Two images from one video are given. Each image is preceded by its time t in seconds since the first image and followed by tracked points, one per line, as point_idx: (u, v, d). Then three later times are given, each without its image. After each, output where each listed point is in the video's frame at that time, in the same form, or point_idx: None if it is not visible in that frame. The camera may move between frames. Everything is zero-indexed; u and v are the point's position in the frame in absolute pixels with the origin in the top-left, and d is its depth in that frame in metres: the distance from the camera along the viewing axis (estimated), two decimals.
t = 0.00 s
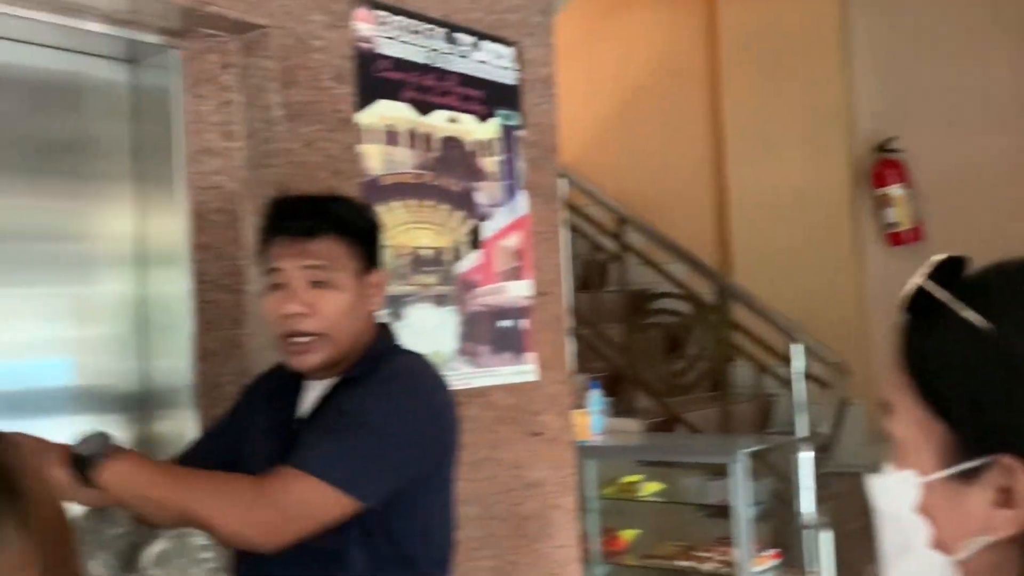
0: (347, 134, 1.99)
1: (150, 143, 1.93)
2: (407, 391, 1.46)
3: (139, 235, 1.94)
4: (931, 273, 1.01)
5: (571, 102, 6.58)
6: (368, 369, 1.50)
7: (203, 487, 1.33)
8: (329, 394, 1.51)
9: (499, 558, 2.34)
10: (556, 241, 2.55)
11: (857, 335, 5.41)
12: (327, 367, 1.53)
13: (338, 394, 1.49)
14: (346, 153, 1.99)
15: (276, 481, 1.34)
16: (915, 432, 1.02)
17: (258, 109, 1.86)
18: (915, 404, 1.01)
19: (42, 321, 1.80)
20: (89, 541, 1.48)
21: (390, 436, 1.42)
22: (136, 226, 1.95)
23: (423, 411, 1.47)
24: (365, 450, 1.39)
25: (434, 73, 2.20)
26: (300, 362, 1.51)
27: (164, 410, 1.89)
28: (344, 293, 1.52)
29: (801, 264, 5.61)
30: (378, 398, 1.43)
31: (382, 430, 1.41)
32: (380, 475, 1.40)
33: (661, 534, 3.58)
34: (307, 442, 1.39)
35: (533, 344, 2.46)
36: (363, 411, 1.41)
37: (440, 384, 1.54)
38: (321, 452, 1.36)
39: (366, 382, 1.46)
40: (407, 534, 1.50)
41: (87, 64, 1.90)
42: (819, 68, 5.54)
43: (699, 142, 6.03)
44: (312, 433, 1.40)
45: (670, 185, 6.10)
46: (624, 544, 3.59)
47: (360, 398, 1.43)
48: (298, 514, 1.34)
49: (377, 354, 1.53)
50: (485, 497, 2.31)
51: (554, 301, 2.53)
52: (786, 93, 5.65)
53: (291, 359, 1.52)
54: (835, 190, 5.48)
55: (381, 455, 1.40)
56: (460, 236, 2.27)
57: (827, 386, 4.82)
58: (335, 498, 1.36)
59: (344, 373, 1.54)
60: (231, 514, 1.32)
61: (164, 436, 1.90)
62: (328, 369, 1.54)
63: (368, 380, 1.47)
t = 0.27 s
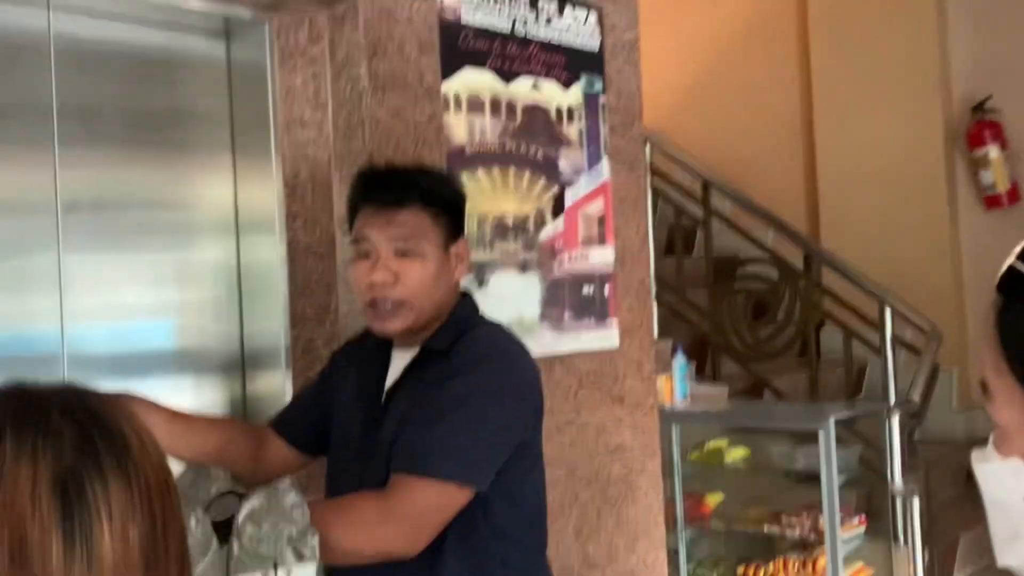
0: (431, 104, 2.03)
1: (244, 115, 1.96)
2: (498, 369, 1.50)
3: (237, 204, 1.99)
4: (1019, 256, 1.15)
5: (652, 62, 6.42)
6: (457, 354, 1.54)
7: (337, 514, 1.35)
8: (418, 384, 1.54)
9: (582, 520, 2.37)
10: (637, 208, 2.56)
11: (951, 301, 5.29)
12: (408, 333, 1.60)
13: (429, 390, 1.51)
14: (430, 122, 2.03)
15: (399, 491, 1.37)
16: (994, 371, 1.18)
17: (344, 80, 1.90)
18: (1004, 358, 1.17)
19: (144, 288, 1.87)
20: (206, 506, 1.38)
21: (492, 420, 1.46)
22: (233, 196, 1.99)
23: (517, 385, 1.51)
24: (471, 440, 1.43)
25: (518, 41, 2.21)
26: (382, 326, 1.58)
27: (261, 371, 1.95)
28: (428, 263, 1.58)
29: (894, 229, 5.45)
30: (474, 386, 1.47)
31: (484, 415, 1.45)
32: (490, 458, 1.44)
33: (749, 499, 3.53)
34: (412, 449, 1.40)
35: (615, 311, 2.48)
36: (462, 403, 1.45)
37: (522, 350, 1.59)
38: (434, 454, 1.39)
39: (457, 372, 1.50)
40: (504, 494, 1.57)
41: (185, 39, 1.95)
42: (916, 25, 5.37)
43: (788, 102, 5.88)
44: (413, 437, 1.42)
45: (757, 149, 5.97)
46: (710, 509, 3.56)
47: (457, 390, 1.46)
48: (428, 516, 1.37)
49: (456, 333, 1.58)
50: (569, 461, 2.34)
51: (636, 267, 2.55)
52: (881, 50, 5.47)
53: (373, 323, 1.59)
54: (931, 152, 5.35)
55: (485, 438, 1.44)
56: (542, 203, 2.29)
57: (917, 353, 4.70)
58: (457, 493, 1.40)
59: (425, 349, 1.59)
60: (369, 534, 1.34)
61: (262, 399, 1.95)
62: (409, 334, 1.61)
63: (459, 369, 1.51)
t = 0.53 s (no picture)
0: (481, 63, 2.05)
1: (298, 77, 1.96)
2: (545, 336, 1.52)
3: (292, 169, 2.00)
4: None
5: (711, 25, 6.34)
6: (502, 322, 1.56)
7: (416, 510, 1.36)
8: (469, 358, 1.56)
9: (633, 480, 2.39)
10: (691, 169, 2.54)
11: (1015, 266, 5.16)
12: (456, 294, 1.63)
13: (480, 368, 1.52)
14: (482, 81, 2.06)
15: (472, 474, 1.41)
16: None
17: (396, 37, 1.94)
18: None
19: (201, 251, 1.93)
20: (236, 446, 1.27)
21: (546, 390, 1.48)
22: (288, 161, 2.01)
23: (565, 349, 1.53)
24: (532, 415, 1.46)
25: None
26: (429, 287, 1.61)
27: (317, 333, 1.96)
28: (471, 224, 1.60)
29: (957, 191, 5.34)
30: (524, 359, 1.49)
31: (537, 387, 1.48)
32: (551, 428, 1.48)
33: (801, 461, 3.54)
34: (477, 433, 1.44)
35: (668, 273, 2.48)
36: (515, 378, 1.47)
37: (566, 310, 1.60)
38: (501, 437, 1.43)
39: (505, 346, 1.51)
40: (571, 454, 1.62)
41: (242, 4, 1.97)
42: None
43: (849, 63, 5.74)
44: (476, 421, 1.45)
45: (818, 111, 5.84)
46: (762, 471, 3.59)
47: (508, 366, 1.48)
48: (502, 491, 1.42)
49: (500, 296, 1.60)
50: (619, 421, 2.36)
51: (689, 229, 2.54)
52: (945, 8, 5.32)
53: (419, 284, 1.62)
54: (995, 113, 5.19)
55: (543, 408, 1.47)
56: (595, 163, 2.29)
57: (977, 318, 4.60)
58: (529, 467, 1.45)
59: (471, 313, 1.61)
60: (448, 522, 1.38)
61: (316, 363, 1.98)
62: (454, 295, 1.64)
63: (504, 343, 1.52)
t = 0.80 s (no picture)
0: (512, 28, 2.03)
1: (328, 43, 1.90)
2: (587, 300, 1.51)
3: (323, 134, 1.94)
4: None
5: None
6: (542, 286, 1.55)
7: (441, 472, 1.36)
8: (503, 315, 1.56)
9: (663, 447, 2.38)
10: (725, 134, 2.50)
11: None
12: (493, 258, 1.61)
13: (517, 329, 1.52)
14: (512, 47, 2.03)
15: (499, 432, 1.41)
16: None
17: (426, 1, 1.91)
18: None
19: (234, 218, 1.88)
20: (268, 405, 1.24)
21: (583, 355, 1.48)
22: (319, 125, 1.94)
23: (604, 316, 1.52)
24: (567, 377, 1.45)
25: None
26: (465, 251, 1.60)
27: (348, 297, 1.94)
28: (512, 188, 1.58)
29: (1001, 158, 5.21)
30: (564, 323, 1.48)
31: (574, 351, 1.47)
32: (583, 392, 1.47)
33: (836, 432, 3.51)
34: (509, 392, 1.43)
35: (701, 240, 2.45)
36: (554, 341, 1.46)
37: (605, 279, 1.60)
38: (536, 398, 1.42)
39: (546, 308, 1.51)
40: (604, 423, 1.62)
41: None
42: None
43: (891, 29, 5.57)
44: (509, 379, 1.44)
45: (859, 76, 5.71)
46: (796, 442, 3.57)
47: (548, 328, 1.48)
48: (530, 451, 1.42)
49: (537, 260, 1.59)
50: (650, 388, 2.35)
51: (723, 195, 2.50)
52: None
53: (456, 246, 1.61)
54: None
55: (579, 372, 1.47)
56: (627, 129, 2.26)
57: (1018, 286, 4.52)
58: (557, 429, 1.44)
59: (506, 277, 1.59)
60: (473, 483, 1.37)
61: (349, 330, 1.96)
62: (490, 259, 1.63)
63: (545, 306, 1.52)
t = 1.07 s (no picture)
0: (529, 3, 2.04)
1: (344, 21, 1.88)
2: (600, 282, 1.50)
3: (342, 112, 1.92)
4: None
5: None
6: (555, 266, 1.53)
7: (456, 451, 1.40)
8: (518, 294, 1.55)
9: (682, 423, 2.39)
10: (744, 109, 2.48)
11: None
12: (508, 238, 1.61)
13: (530, 309, 1.51)
14: (529, 22, 2.05)
15: (514, 416, 1.43)
16: None
17: None
18: None
19: (255, 197, 1.88)
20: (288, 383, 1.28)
21: (595, 338, 1.48)
22: (337, 104, 1.92)
23: (617, 298, 1.51)
24: (580, 362, 1.46)
25: None
26: (481, 231, 1.60)
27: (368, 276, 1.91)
28: (529, 170, 1.58)
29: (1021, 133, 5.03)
30: (576, 305, 1.48)
31: (588, 334, 1.47)
32: (596, 375, 1.48)
33: (857, 409, 3.50)
34: (522, 376, 1.44)
35: (719, 215, 2.44)
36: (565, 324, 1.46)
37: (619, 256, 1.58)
38: (548, 383, 1.43)
39: (558, 290, 1.50)
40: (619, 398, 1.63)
41: None
42: None
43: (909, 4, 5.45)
44: (522, 363, 1.45)
45: (881, 49, 5.63)
46: (816, 417, 3.57)
47: (560, 311, 1.47)
48: (542, 434, 1.44)
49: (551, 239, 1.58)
50: (668, 363, 2.36)
51: (742, 170, 2.49)
52: None
53: (472, 226, 1.61)
54: None
55: (592, 355, 1.47)
56: (645, 105, 2.26)
57: None
58: (569, 412, 1.46)
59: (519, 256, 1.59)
60: (486, 461, 1.41)
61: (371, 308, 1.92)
62: (507, 239, 1.62)
63: (556, 286, 1.51)
